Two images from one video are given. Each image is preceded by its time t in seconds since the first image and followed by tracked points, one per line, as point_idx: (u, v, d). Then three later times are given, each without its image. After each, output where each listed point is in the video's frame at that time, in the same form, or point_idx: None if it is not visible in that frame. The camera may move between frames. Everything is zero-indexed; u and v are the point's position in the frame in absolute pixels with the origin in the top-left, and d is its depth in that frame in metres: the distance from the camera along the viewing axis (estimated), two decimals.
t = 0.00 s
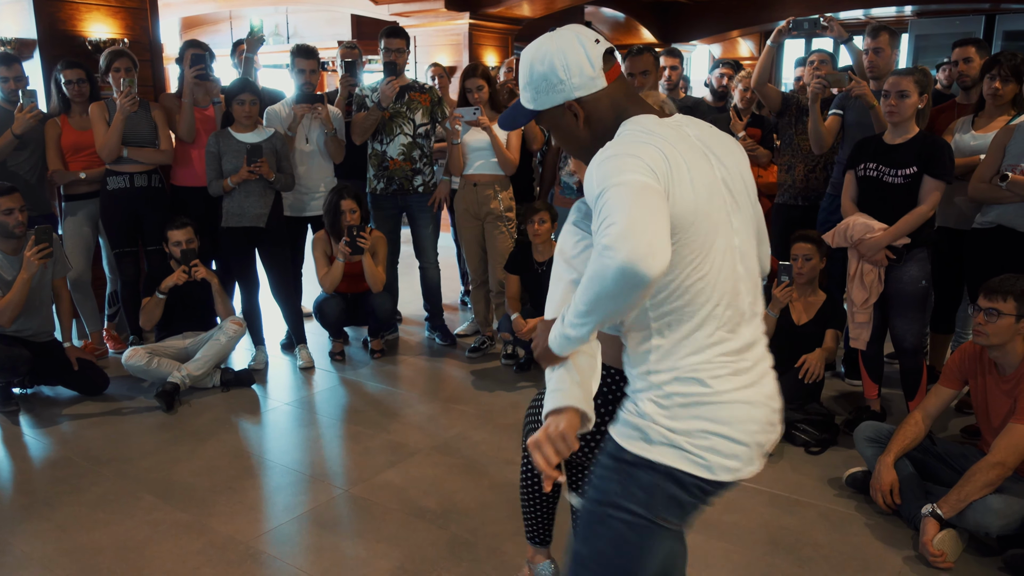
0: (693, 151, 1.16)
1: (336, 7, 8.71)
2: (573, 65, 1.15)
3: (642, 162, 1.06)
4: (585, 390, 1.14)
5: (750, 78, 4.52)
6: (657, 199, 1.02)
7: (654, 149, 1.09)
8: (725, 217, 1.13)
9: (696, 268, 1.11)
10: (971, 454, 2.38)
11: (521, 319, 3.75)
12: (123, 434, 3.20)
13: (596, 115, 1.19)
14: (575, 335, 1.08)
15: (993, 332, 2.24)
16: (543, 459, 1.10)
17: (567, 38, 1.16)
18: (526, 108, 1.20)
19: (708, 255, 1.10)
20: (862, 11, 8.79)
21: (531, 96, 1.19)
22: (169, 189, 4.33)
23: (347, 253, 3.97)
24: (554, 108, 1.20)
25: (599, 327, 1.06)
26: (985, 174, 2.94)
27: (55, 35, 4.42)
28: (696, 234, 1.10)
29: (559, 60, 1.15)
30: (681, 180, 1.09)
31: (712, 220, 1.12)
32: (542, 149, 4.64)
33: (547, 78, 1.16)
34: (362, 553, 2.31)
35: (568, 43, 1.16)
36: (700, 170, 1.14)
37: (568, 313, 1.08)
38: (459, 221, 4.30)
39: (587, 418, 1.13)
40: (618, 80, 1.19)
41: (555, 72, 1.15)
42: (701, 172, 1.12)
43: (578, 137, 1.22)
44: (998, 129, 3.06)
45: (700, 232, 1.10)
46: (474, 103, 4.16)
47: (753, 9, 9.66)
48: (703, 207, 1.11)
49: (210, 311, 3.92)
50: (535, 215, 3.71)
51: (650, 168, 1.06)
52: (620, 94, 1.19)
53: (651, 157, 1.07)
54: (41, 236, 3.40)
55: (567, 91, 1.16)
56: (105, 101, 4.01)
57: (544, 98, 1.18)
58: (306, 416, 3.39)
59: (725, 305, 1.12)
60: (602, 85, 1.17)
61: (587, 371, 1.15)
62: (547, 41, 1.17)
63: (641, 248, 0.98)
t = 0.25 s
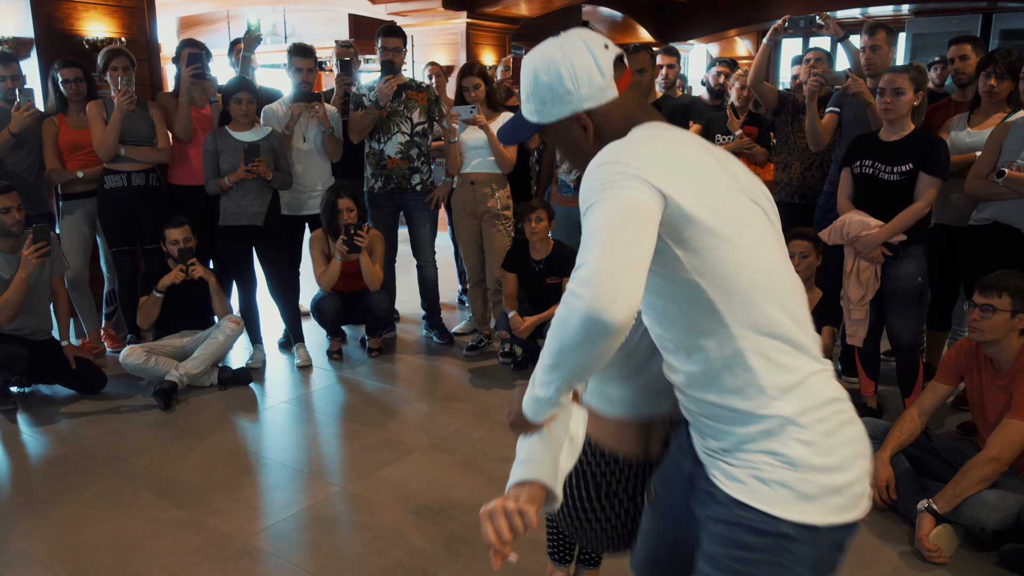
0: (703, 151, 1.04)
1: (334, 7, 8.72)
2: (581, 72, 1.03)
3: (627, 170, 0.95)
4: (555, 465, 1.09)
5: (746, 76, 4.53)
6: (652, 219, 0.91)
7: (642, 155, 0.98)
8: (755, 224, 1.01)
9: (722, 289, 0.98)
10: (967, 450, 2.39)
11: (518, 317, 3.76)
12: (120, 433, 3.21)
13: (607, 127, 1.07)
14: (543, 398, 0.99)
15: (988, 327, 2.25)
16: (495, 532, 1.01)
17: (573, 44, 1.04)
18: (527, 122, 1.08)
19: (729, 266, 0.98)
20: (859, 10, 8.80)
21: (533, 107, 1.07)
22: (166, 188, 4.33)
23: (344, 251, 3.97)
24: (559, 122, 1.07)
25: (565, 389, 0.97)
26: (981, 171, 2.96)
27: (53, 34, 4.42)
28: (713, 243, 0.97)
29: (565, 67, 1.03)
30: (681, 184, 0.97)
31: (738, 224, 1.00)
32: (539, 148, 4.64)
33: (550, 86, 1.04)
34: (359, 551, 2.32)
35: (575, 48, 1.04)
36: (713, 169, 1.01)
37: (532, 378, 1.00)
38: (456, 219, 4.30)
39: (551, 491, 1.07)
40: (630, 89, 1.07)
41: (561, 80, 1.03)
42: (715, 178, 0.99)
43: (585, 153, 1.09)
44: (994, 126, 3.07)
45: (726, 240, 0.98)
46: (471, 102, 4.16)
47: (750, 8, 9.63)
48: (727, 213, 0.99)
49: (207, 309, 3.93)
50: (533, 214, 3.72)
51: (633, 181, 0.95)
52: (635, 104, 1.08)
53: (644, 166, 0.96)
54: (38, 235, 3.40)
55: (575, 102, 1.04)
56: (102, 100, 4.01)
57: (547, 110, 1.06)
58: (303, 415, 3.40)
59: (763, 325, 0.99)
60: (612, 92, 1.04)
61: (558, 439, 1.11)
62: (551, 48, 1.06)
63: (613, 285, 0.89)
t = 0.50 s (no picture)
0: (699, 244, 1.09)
1: (330, 6, 8.72)
2: (570, 177, 1.12)
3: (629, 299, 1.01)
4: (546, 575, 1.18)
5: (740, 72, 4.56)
6: (641, 333, 0.98)
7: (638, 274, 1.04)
8: (748, 307, 1.07)
9: (716, 375, 1.07)
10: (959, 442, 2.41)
11: (512, 313, 3.76)
12: (116, 429, 3.21)
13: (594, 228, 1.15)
14: (525, 518, 1.10)
15: (981, 320, 2.25)
16: None
17: (563, 148, 1.14)
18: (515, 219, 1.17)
19: (740, 366, 1.06)
20: (854, 7, 8.82)
21: (520, 208, 1.16)
22: (161, 185, 4.33)
23: (339, 248, 3.97)
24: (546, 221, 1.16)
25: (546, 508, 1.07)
26: (975, 165, 2.97)
27: (48, 32, 4.42)
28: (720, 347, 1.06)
29: (553, 171, 1.12)
30: (678, 296, 1.03)
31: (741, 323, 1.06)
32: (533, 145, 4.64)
33: (538, 189, 1.13)
34: (354, 544, 2.33)
35: (563, 152, 1.14)
36: (708, 265, 1.07)
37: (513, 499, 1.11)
38: (451, 216, 4.31)
39: None
40: (617, 187, 1.17)
41: (549, 183, 1.12)
42: (708, 274, 1.06)
43: (571, 253, 1.18)
44: (987, 121, 3.08)
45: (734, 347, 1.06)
46: (465, 99, 4.17)
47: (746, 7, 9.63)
48: (730, 313, 1.06)
49: (202, 307, 3.94)
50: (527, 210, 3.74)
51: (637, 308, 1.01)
52: (620, 200, 1.17)
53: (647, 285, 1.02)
54: (33, 232, 3.41)
55: (561, 203, 1.13)
56: (97, 98, 4.01)
57: (535, 209, 1.15)
58: (298, 411, 3.40)
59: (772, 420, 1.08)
60: (599, 195, 1.14)
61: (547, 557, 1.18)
62: (540, 148, 1.15)
63: (598, 406, 0.97)
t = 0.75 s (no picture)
0: (676, 253, 0.95)
1: (307, 4, 8.68)
2: (542, 184, 1.03)
3: (589, 335, 0.88)
4: None
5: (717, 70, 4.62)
6: (620, 383, 0.88)
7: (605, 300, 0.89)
8: (740, 325, 0.96)
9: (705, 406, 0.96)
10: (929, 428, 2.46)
11: (491, 306, 3.78)
12: (91, 426, 3.18)
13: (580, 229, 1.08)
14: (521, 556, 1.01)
15: (949, 308, 2.29)
16: None
17: (526, 155, 1.04)
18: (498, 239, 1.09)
19: (711, 394, 0.94)
20: (829, 7, 8.93)
21: (498, 226, 1.08)
22: (137, 181, 4.29)
23: (317, 243, 3.96)
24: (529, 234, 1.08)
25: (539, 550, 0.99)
26: (943, 158, 3.04)
27: (21, 26, 4.36)
28: (693, 372, 0.93)
29: (522, 182, 1.03)
30: (649, 320, 0.90)
31: (718, 347, 0.93)
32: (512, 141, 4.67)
33: (514, 206, 1.05)
34: (332, 535, 2.33)
35: (525, 161, 1.04)
36: (687, 273, 0.93)
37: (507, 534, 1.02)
38: (430, 212, 4.31)
39: None
40: (594, 180, 1.08)
41: (522, 197, 1.03)
42: (698, 289, 0.93)
43: (563, 256, 1.12)
44: (955, 116, 3.14)
45: (710, 369, 0.93)
46: (443, 94, 4.18)
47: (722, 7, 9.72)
48: (705, 333, 0.93)
49: (178, 302, 3.91)
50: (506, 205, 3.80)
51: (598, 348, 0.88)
52: (605, 193, 1.10)
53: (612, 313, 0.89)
54: (6, 227, 3.36)
55: (540, 214, 1.04)
56: (72, 92, 3.97)
57: (514, 226, 1.06)
58: (276, 406, 3.39)
59: (748, 453, 0.98)
60: (580, 193, 1.05)
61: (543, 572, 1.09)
62: (501, 157, 1.06)
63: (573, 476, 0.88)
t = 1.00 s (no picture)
0: (595, 296, 1.01)
1: (275, 2, 8.60)
2: (500, 231, 1.07)
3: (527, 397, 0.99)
4: None
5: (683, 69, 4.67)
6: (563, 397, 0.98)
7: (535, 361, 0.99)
8: (662, 333, 1.01)
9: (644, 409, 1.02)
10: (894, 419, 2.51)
11: (464, 305, 3.78)
12: (58, 428, 3.13)
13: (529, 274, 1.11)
14: None
15: (912, 302, 2.35)
16: None
17: (489, 203, 1.08)
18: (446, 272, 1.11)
19: (645, 426, 1.02)
20: (794, 9, 9.09)
21: (451, 260, 1.11)
22: (103, 181, 4.23)
23: (288, 242, 3.93)
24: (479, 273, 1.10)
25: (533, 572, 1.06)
26: (905, 155, 3.11)
27: None
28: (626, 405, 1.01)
29: (480, 226, 1.07)
30: (575, 371, 0.98)
31: (640, 379, 1.00)
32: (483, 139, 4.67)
33: (468, 246, 1.08)
34: (306, 534, 2.32)
35: (487, 206, 1.08)
36: (607, 313, 1.00)
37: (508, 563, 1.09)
38: (401, 210, 4.30)
39: None
40: (550, 233, 1.12)
41: (480, 241, 1.07)
42: (618, 308, 1.01)
43: (511, 299, 1.14)
44: (917, 114, 3.22)
45: (640, 401, 1.00)
46: (414, 91, 4.17)
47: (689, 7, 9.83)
48: (630, 366, 0.99)
49: (147, 304, 3.85)
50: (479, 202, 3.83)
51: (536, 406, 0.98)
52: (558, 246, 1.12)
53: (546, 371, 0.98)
54: None
55: (494, 257, 1.08)
56: (35, 90, 3.89)
57: (464, 262, 1.09)
58: (248, 406, 3.37)
59: (692, 454, 1.04)
60: (532, 243, 1.09)
61: None
62: (467, 202, 1.10)
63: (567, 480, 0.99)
